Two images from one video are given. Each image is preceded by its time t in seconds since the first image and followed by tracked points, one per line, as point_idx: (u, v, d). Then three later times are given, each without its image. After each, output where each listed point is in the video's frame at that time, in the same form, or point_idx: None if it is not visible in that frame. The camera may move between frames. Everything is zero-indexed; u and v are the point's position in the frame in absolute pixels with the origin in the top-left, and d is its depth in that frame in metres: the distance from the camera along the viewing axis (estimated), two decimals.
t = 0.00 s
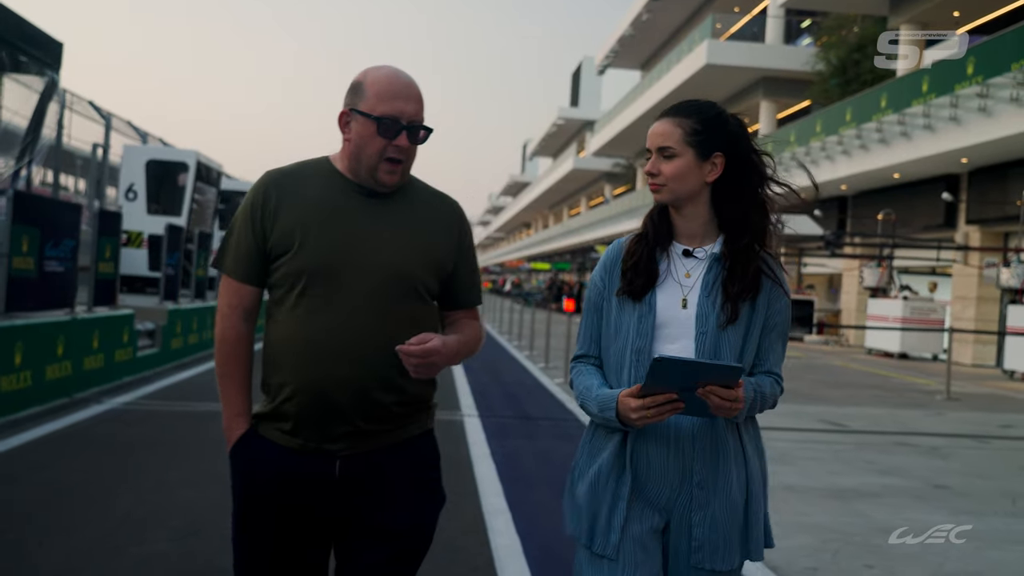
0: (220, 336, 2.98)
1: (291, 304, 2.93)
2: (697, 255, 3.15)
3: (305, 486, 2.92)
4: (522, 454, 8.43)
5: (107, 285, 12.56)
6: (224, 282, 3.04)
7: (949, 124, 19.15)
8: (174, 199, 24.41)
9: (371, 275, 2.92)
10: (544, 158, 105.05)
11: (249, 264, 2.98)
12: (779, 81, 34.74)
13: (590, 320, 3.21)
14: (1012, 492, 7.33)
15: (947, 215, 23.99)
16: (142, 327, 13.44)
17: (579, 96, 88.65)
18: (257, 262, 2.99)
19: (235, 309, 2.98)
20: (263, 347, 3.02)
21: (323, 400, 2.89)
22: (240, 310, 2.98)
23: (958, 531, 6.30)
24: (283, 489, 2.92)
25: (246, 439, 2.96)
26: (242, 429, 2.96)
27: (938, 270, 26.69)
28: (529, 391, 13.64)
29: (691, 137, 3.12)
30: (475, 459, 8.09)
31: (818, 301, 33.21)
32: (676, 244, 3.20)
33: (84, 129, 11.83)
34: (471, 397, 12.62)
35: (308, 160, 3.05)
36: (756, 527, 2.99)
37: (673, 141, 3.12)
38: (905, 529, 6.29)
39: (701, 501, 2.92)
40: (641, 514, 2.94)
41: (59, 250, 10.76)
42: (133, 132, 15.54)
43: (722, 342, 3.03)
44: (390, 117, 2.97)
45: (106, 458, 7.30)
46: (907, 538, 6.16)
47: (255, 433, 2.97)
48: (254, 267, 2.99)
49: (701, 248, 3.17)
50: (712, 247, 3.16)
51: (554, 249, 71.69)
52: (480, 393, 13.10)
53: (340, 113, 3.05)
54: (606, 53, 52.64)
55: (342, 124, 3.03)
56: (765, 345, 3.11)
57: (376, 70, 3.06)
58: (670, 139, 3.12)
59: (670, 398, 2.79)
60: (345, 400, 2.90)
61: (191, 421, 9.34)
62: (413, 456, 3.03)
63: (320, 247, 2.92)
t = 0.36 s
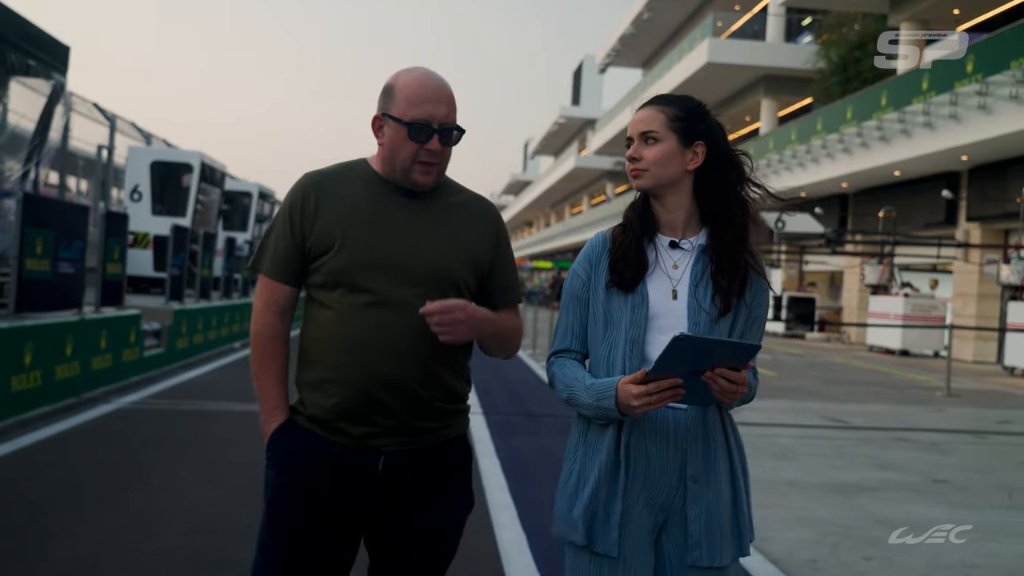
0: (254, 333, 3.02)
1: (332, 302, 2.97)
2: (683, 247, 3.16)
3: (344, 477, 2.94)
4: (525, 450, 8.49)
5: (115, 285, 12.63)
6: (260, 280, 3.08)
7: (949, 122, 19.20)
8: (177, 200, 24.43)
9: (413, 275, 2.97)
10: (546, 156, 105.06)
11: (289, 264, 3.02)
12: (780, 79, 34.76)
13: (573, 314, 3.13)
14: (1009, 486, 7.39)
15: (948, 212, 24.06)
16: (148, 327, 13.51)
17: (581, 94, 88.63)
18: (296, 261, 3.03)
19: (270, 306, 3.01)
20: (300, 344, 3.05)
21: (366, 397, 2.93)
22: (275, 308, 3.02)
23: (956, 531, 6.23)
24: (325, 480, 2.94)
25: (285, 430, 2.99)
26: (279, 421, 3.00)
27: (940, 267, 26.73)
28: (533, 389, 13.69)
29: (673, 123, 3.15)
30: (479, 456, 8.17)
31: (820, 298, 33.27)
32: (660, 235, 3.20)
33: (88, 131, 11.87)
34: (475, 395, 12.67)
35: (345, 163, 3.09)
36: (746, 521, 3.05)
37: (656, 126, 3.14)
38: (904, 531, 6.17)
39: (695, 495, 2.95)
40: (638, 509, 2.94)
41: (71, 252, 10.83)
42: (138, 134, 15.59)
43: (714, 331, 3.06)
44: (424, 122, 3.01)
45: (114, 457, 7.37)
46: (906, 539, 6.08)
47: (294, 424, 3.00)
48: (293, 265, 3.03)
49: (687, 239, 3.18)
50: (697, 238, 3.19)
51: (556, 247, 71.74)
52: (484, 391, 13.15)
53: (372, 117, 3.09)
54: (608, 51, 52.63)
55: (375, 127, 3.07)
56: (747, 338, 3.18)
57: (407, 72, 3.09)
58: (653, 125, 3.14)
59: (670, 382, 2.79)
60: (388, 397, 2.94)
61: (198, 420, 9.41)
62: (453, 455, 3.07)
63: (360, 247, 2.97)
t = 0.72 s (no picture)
0: (266, 335, 3.06)
1: (348, 303, 2.99)
2: (685, 240, 3.19)
3: (363, 476, 2.98)
4: (529, 445, 8.56)
5: (122, 284, 12.72)
6: (270, 281, 3.10)
7: (948, 118, 19.24)
8: (181, 199, 24.45)
9: (429, 275, 3.00)
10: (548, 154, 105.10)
11: (301, 265, 3.03)
12: (781, 76, 34.74)
13: (578, 307, 3.20)
14: (1006, 478, 7.44)
15: (948, 209, 23.97)
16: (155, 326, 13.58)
17: (582, 92, 88.64)
18: (310, 263, 3.04)
19: (280, 309, 3.05)
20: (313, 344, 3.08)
21: (384, 397, 2.97)
22: (285, 310, 3.05)
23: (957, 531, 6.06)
24: (343, 479, 2.97)
25: (302, 430, 3.03)
26: (296, 422, 3.04)
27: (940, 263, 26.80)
28: (536, 385, 13.77)
29: (675, 120, 3.17)
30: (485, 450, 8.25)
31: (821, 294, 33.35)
32: (663, 229, 3.23)
33: (93, 131, 11.90)
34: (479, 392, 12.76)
35: (355, 163, 3.10)
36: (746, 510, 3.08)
37: (658, 124, 3.17)
38: (905, 530, 6.01)
39: (694, 486, 2.98)
40: (637, 496, 2.97)
41: (81, 252, 10.94)
42: (142, 134, 15.63)
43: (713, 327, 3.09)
44: (433, 121, 3.06)
45: (124, 453, 7.45)
46: (907, 539, 5.91)
47: (310, 424, 3.03)
48: (306, 266, 3.04)
49: (689, 233, 3.22)
50: (700, 232, 3.21)
51: (558, 245, 71.77)
52: (488, 388, 13.22)
53: (382, 117, 3.14)
54: (608, 50, 52.63)
55: (385, 127, 3.12)
56: (748, 334, 3.19)
57: (415, 72, 3.14)
58: (654, 122, 3.17)
59: (663, 383, 2.82)
60: (407, 396, 2.98)
61: (206, 417, 9.49)
62: (466, 452, 3.12)
63: (375, 247, 2.99)
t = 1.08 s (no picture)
0: (244, 343, 2.98)
1: (327, 309, 2.91)
2: (707, 242, 3.16)
3: (349, 484, 2.93)
4: (532, 440, 8.62)
5: (128, 282, 12.79)
6: (246, 290, 3.01)
7: (948, 115, 19.26)
8: (186, 199, 24.50)
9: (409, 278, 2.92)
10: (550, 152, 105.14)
11: (277, 270, 2.96)
12: (781, 73, 34.76)
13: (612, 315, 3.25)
14: (1001, 471, 7.49)
15: (948, 205, 24.09)
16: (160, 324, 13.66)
17: (583, 89, 88.72)
18: (285, 269, 2.96)
19: (258, 317, 2.96)
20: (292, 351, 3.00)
21: (368, 402, 2.90)
22: (263, 318, 2.96)
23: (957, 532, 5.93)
24: (325, 489, 2.92)
25: (284, 439, 2.95)
26: (278, 431, 2.96)
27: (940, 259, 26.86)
28: (538, 382, 13.84)
29: (689, 121, 3.15)
30: (487, 445, 8.32)
31: (822, 290, 33.41)
32: (687, 232, 3.21)
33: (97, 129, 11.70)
34: (481, 388, 12.82)
35: (328, 165, 3.02)
36: (761, 515, 2.90)
37: (672, 127, 3.15)
38: (905, 530, 5.91)
39: (708, 488, 2.89)
40: (649, 494, 2.96)
41: (88, 250, 11.05)
42: (147, 133, 15.68)
43: (730, 329, 3.03)
44: (409, 109, 2.98)
45: (132, 450, 7.51)
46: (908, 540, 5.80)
47: (294, 433, 2.96)
48: (281, 271, 2.96)
49: (711, 235, 3.18)
50: (723, 233, 3.17)
51: (560, 242, 71.87)
52: (490, 384, 13.29)
53: (354, 112, 3.06)
54: (609, 47, 52.69)
55: (358, 122, 3.04)
56: (778, 335, 3.04)
57: (385, 65, 3.07)
58: (668, 125, 3.15)
59: (657, 388, 2.83)
60: (391, 401, 2.91)
61: (212, 414, 9.55)
62: (451, 455, 3.03)
63: (353, 252, 2.92)
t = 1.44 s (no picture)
0: (198, 340, 2.84)
1: (283, 303, 2.80)
2: (723, 238, 3.04)
3: (309, 481, 2.81)
4: (530, 437, 8.67)
5: (130, 283, 12.85)
6: (200, 285, 2.88)
7: (945, 113, 19.30)
8: (187, 199, 24.44)
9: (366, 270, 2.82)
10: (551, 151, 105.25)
11: (230, 263, 2.83)
12: (781, 72, 34.84)
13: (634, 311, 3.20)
14: (993, 466, 7.54)
15: (946, 203, 24.15)
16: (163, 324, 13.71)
17: (584, 88, 88.87)
18: (239, 264, 2.84)
19: (214, 312, 2.84)
20: (249, 347, 2.87)
21: (327, 397, 2.79)
22: (219, 313, 2.84)
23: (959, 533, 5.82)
24: (283, 486, 2.79)
25: (241, 436, 2.82)
26: (236, 428, 2.82)
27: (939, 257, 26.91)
28: (537, 379, 13.89)
29: (705, 118, 3.01)
30: (484, 443, 8.37)
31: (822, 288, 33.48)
32: (705, 228, 3.10)
33: (100, 132, 11.76)
34: (479, 386, 12.88)
35: (281, 156, 2.91)
36: (775, 513, 2.75)
37: (688, 124, 3.02)
38: (905, 531, 5.82)
39: (719, 483, 2.80)
40: (663, 496, 2.88)
41: (90, 252, 11.10)
42: (148, 135, 15.73)
43: (739, 323, 2.89)
44: (367, 104, 2.88)
45: (133, 449, 7.54)
46: (910, 541, 5.71)
47: (250, 429, 2.83)
48: (234, 266, 2.84)
49: (727, 231, 3.05)
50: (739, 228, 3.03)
51: (561, 241, 72.02)
52: (489, 381, 13.36)
53: (309, 103, 2.94)
54: (609, 46, 52.79)
55: (314, 115, 2.92)
56: (792, 330, 2.87)
57: (341, 54, 2.97)
58: (685, 122, 3.02)
59: (661, 381, 2.80)
60: (350, 396, 2.81)
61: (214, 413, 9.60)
62: (414, 449, 2.94)
63: (308, 244, 2.80)
